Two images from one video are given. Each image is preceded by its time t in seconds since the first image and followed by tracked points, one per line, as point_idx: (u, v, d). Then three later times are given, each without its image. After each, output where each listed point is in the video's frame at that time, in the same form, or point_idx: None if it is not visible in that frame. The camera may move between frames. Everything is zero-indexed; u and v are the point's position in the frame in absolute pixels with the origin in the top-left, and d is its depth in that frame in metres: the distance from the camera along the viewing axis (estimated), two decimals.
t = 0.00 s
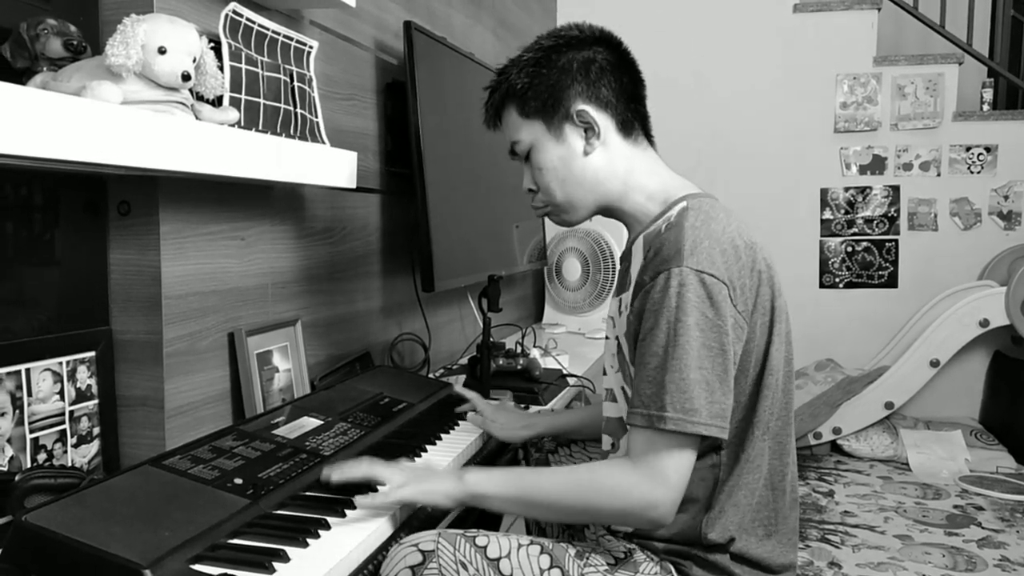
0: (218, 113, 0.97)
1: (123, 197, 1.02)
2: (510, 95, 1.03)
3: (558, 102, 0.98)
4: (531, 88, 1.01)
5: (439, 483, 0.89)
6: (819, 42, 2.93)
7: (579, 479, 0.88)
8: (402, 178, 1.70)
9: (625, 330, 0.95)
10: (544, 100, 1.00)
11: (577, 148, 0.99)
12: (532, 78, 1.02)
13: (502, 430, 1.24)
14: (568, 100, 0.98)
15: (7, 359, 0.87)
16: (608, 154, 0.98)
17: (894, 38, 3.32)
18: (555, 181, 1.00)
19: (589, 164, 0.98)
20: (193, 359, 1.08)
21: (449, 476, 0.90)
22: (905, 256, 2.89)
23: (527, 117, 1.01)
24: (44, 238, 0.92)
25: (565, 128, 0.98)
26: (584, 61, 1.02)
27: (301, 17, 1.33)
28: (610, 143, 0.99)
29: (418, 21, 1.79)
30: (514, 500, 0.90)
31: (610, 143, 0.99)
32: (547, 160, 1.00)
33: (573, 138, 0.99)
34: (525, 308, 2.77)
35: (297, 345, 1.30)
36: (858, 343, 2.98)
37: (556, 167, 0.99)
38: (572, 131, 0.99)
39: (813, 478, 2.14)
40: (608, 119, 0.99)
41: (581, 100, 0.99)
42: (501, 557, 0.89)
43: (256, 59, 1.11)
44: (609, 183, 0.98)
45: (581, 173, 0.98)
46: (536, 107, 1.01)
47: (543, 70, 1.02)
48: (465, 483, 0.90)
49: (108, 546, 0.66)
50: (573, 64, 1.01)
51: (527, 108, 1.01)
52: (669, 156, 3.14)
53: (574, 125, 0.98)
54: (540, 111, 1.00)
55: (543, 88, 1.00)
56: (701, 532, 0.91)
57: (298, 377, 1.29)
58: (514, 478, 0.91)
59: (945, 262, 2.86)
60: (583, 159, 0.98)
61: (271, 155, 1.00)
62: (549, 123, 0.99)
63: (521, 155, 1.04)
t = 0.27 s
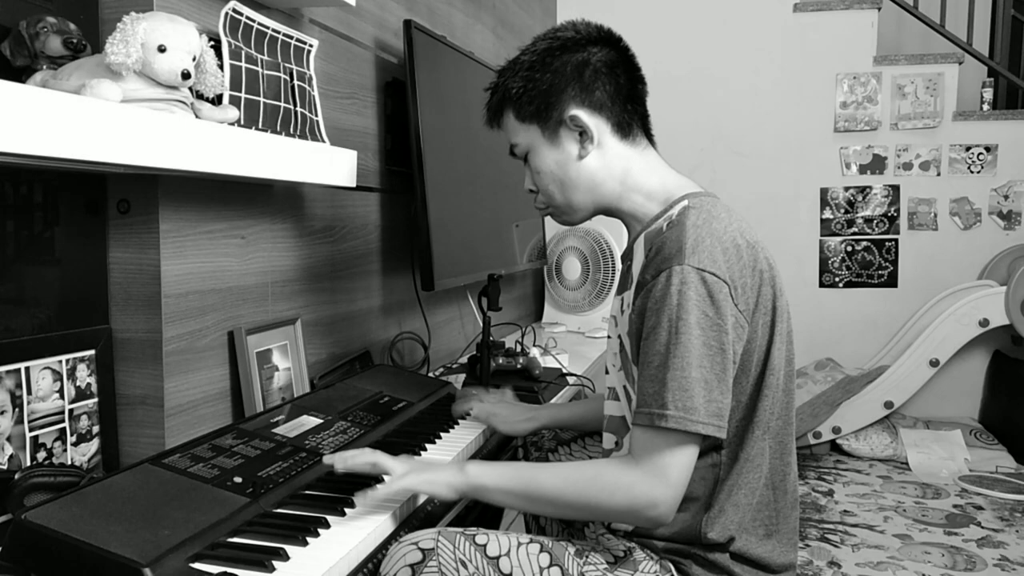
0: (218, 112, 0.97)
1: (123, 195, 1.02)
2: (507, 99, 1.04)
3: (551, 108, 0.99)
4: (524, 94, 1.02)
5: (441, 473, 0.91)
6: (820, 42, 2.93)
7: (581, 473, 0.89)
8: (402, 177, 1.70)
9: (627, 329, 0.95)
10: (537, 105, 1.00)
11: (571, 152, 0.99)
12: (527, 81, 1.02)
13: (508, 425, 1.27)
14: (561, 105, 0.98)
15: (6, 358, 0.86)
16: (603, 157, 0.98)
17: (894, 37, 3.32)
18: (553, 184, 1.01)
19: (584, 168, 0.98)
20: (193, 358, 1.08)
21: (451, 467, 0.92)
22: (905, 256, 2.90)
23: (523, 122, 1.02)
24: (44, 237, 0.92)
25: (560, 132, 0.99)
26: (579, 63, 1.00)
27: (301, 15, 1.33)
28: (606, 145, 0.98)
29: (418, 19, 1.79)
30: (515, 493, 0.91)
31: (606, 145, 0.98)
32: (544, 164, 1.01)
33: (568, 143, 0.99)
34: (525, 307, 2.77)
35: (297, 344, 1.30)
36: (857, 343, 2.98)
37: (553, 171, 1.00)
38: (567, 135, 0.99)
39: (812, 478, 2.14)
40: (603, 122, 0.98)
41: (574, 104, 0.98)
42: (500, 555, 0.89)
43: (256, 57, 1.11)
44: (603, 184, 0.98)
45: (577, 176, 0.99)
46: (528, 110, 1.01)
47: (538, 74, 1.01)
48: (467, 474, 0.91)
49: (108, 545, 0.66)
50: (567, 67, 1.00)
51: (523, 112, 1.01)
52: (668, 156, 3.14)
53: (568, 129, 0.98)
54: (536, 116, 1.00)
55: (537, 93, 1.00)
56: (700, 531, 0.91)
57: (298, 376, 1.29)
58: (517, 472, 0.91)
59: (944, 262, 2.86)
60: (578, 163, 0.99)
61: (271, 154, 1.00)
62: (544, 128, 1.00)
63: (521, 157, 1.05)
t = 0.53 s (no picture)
0: (218, 111, 0.97)
1: (123, 195, 1.02)
2: (508, 100, 1.04)
3: (549, 112, 0.99)
4: (523, 95, 1.02)
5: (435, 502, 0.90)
6: (820, 42, 2.93)
7: (575, 481, 0.89)
8: (402, 177, 1.70)
9: (628, 329, 0.95)
10: (532, 106, 1.01)
11: (570, 155, 0.99)
12: (527, 84, 1.02)
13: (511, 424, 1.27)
14: (558, 109, 0.98)
15: (6, 358, 0.86)
16: (602, 160, 0.98)
17: (895, 37, 3.31)
18: (553, 186, 1.02)
19: (582, 172, 0.99)
20: (193, 358, 1.08)
21: (445, 494, 0.92)
22: (905, 256, 2.90)
23: (523, 123, 1.02)
24: (44, 236, 0.92)
25: (558, 136, 0.99)
26: (576, 66, 0.99)
27: (301, 15, 1.33)
28: (604, 148, 0.98)
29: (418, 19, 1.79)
30: (513, 511, 0.92)
31: (604, 148, 0.98)
32: (544, 166, 1.02)
33: (566, 146, 0.99)
34: (525, 307, 2.77)
35: (297, 343, 1.30)
36: (857, 343, 2.98)
37: (553, 173, 1.01)
38: (565, 138, 0.99)
39: (812, 478, 2.14)
40: (600, 126, 0.98)
41: (572, 108, 0.98)
42: (501, 556, 0.88)
43: (256, 57, 1.11)
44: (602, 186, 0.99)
45: (576, 179, 0.99)
46: (527, 111, 1.02)
47: (536, 76, 1.01)
48: (462, 498, 0.92)
49: (109, 544, 0.66)
50: (565, 70, 0.99)
51: (522, 116, 1.02)
52: (669, 156, 3.15)
53: (566, 133, 0.99)
54: (534, 119, 1.01)
55: (535, 97, 1.00)
56: (701, 531, 0.91)
57: (298, 376, 1.29)
58: (509, 491, 0.92)
59: (945, 262, 2.86)
60: (576, 166, 0.99)
61: (271, 153, 1.00)
62: (543, 131, 1.00)
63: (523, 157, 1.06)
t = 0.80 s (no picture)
0: (217, 111, 0.97)
1: (123, 195, 1.02)
2: (514, 95, 1.04)
3: (555, 107, 0.99)
4: (526, 89, 1.02)
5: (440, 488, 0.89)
6: (819, 42, 2.93)
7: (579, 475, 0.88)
8: (402, 177, 1.70)
9: (630, 329, 0.95)
10: (535, 100, 1.01)
11: (574, 151, 0.99)
12: (534, 78, 1.01)
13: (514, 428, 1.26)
14: (565, 105, 0.98)
15: (6, 358, 0.86)
16: (606, 158, 0.98)
17: (895, 37, 3.31)
18: (555, 182, 1.02)
19: (586, 169, 0.98)
20: (193, 358, 1.08)
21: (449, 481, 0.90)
22: (905, 256, 2.90)
23: (528, 118, 1.02)
24: (44, 236, 0.92)
25: (564, 131, 0.99)
26: (584, 62, 0.99)
27: (301, 15, 1.33)
28: (609, 145, 0.98)
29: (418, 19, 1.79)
30: (514, 501, 0.90)
31: (609, 145, 0.98)
32: (548, 161, 1.01)
33: (571, 142, 0.99)
34: (525, 307, 2.77)
35: (297, 343, 1.30)
36: (857, 343, 2.98)
37: (557, 169, 1.01)
38: (571, 135, 0.99)
39: (812, 478, 2.14)
40: (606, 123, 0.98)
41: (578, 104, 0.98)
42: (500, 555, 0.89)
43: (256, 57, 1.11)
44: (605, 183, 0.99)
45: (579, 176, 0.99)
46: (531, 106, 1.01)
47: (544, 71, 1.01)
48: (467, 486, 0.90)
49: (108, 544, 0.66)
50: (573, 66, 0.99)
51: (528, 110, 1.02)
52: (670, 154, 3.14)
53: (572, 129, 0.98)
54: (540, 114, 1.00)
55: (542, 91, 1.00)
56: (701, 531, 0.91)
57: (298, 376, 1.29)
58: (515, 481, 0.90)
59: (944, 262, 2.86)
60: (581, 163, 0.99)
61: (272, 153, 1.00)
62: (548, 126, 1.00)
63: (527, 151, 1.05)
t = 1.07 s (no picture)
0: (217, 110, 0.96)
1: (123, 194, 1.01)
2: (518, 91, 1.04)
3: (557, 104, 0.99)
4: (529, 86, 1.02)
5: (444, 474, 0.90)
6: (819, 41, 2.93)
7: (583, 469, 0.88)
8: (402, 176, 1.70)
9: (631, 327, 0.95)
10: (538, 97, 1.01)
11: (574, 149, 0.99)
12: (537, 75, 1.02)
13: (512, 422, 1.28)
14: (566, 102, 0.98)
15: (6, 357, 0.86)
16: (606, 156, 0.98)
17: (895, 37, 3.31)
18: (555, 179, 1.02)
19: (586, 167, 0.99)
20: (193, 357, 1.08)
21: (453, 468, 0.91)
22: (905, 255, 2.90)
23: (531, 114, 1.02)
24: (44, 236, 0.92)
25: (565, 128, 0.99)
26: (587, 60, 0.99)
27: (301, 14, 1.33)
28: (610, 144, 0.98)
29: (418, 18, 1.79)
30: (519, 493, 0.90)
31: (610, 144, 0.98)
32: (549, 158, 1.02)
33: (572, 140, 0.99)
34: (525, 306, 2.77)
35: (297, 343, 1.30)
36: (857, 343, 2.98)
37: (557, 165, 1.01)
38: (571, 132, 0.99)
39: (812, 477, 2.14)
40: (607, 121, 0.98)
41: (580, 102, 0.98)
42: (501, 555, 0.89)
43: (256, 56, 1.11)
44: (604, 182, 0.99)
45: (579, 174, 0.99)
46: (533, 102, 1.02)
47: (547, 68, 1.01)
48: (470, 473, 0.91)
49: (108, 543, 0.66)
50: (576, 63, 0.99)
51: (530, 107, 1.02)
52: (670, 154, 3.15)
53: (573, 127, 0.99)
54: (542, 110, 1.00)
55: (544, 89, 1.00)
56: (702, 530, 0.91)
57: (298, 376, 1.29)
58: (519, 471, 0.90)
59: (944, 261, 2.86)
60: (581, 161, 0.99)
61: (272, 152, 1.00)
62: (550, 123, 1.00)
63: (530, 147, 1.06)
